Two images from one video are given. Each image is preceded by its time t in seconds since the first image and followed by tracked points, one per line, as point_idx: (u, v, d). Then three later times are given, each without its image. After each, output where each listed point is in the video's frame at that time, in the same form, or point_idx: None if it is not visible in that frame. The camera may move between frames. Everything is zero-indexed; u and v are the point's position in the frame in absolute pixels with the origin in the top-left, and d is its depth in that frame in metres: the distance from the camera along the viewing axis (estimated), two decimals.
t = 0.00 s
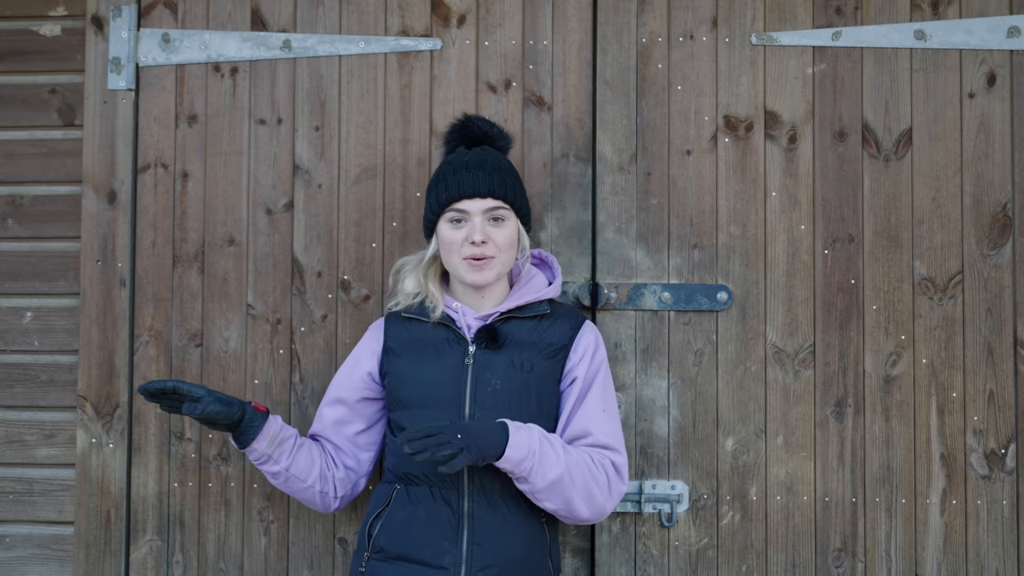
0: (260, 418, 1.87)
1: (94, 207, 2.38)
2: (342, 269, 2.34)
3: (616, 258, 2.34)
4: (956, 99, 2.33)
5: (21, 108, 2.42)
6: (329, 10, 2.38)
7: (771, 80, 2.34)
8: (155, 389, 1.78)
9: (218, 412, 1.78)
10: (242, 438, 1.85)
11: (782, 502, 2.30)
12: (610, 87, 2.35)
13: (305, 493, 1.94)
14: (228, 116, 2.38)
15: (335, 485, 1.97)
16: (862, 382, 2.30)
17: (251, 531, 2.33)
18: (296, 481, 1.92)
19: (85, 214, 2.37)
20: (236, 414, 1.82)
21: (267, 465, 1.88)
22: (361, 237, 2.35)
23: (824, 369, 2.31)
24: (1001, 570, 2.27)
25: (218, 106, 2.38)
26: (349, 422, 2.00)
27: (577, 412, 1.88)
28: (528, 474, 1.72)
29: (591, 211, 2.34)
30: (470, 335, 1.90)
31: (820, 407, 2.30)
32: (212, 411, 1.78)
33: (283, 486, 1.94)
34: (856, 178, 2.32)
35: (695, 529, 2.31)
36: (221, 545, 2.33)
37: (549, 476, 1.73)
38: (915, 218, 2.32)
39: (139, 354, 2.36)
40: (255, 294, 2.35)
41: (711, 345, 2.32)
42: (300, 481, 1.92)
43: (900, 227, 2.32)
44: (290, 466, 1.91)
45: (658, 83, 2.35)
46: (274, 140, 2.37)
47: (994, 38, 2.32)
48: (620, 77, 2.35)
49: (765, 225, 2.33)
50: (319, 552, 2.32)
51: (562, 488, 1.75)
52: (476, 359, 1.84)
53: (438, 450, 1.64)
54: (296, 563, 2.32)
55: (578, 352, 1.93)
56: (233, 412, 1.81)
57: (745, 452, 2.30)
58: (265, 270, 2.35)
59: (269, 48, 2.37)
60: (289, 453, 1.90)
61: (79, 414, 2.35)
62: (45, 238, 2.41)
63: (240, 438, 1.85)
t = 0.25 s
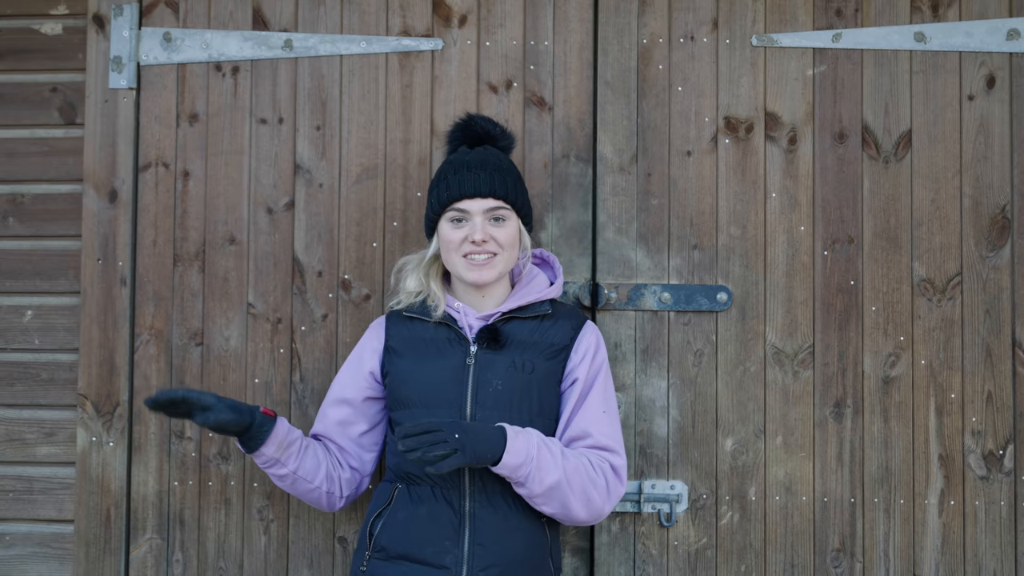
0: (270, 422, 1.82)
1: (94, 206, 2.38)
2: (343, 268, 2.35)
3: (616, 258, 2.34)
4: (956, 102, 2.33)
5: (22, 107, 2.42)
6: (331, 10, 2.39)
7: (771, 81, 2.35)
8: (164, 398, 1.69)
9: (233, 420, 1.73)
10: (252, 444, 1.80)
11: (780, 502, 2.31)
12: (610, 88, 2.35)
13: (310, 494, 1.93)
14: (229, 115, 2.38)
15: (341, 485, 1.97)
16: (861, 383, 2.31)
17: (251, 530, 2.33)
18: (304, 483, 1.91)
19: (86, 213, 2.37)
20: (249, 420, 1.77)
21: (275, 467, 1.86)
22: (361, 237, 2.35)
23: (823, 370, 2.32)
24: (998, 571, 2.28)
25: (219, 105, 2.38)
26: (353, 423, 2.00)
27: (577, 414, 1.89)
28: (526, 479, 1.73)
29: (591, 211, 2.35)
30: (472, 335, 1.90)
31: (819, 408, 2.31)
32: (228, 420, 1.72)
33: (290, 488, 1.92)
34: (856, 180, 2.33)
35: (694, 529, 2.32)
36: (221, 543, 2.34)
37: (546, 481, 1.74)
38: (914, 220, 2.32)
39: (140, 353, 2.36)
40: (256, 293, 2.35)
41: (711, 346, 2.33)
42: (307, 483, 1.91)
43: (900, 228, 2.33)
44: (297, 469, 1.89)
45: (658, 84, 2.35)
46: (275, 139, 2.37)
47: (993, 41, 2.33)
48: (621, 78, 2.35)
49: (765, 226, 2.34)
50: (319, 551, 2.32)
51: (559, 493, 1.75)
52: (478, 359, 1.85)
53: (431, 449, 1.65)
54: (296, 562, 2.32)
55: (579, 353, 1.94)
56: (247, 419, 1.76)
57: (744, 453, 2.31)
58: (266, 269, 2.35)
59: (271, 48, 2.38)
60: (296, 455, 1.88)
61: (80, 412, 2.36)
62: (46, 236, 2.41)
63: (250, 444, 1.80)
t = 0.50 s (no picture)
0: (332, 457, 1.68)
1: (91, 207, 2.38)
2: (339, 270, 2.35)
3: (612, 260, 2.35)
4: (950, 105, 2.34)
5: (18, 108, 2.42)
6: (328, 12, 2.39)
7: (767, 84, 2.36)
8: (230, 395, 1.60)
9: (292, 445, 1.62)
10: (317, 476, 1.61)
11: (775, 504, 2.31)
12: (607, 91, 2.36)
13: (344, 500, 1.88)
14: (226, 117, 2.38)
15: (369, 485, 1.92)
16: (856, 386, 2.32)
17: (247, 531, 2.33)
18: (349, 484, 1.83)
19: (82, 214, 2.37)
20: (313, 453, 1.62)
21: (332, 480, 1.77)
22: (358, 238, 2.35)
23: (818, 372, 2.32)
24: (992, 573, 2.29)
25: (216, 107, 2.39)
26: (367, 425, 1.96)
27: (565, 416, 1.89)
28: (500, 485, 1.73)
29: (587, 214, 2.35)
30: (466, 337, 1.91)
31: (814, 410, 2.32)
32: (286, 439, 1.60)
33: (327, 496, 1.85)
34: (851, 183, 2.34)
35: (690, 531, 2.32)
36: (216, 545, 2.34)
37: (521, 488, 1.73)
38: (909, 223, 2.33)
39: (136, 354, 2.36)
40: (252, 295, 2.35)
41: (707, 348, 2.34)
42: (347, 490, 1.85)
43: (894, 232, 2.33)
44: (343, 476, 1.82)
45: (655, 87, 2.36)
46: (271, 141, 2.37)
47: (988, 45, 2.34)
48: (617, 81, 2.36)
49: (760, 229, 2.34)
50: (315, 552, 2.32)
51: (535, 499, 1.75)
52: (472, 360, 1.85)
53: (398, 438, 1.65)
54: (291, 564, 2.32)
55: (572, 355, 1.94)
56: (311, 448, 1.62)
57: (739, 454, 2.32)
58: (262, 271, 2.36)
59: (268, 49, 2.38)
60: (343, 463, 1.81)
61: (75, 413, 2.35)
62: (42, 237, 2.40)
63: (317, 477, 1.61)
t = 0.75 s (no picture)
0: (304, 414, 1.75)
1: (87, 206, 2.37)
2: (336, 269, 2.35)
3: (609, 261, 2.35)
4: (947, 107, 2.35)
5: (15, 106, 2.41)
6: (325, 12, 2.39)
7: (764, 85, 2.36)
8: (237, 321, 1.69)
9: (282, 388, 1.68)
10: (278, 425, 1.69)
11: (772, 504, 2.32)
12: (604, 91, 2.36)
13: (322, 490, 1.87)
14: (223, 116, 2.38)
15: (346, 482, 1.93)
16: (852, 386, 2.32)
17: (243, 531, 2.33)
18: (319, 478, 1.85)
19: (79, 212, 2.37)
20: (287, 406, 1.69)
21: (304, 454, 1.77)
22: (355, 238, 2.35)
23: (814, 373, 2.33)
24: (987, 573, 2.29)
25: (213, 106, 2.38)
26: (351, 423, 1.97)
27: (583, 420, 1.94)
28: (586, 471, 1.75)
29: (584, 214, 2.35)
30: (462, 337, 1.90)
31: (810, 410, 2.32)
32: (274, 380, 1.67)
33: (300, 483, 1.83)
34: (848, 184, 2.34)
35: (686, 531, 2.32)
36: (213, 544, 2.33)
37: (586, 484, 1.77)
38: (905, 224, 2.34)
39: (132, 353, 2.36)
40: (249, 294, 2.35)
41: (703, 348, 2.34)
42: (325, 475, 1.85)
43: (891, 232, 2.34)
44: (318, 458, 1.82)
45: (652, 87, 2.36)
46: (268, 140, 2.37)
47: (985, 46, 2.34)
48: (614, 81, 2.36)
49: (757, 229, 2.35)
50: (312, 551, 2.32)
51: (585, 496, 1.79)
52: (468, 361, 1.85)
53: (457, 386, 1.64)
54: (287, 563, 2.32)
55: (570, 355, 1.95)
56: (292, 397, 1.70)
57: (736, 454, 2.32)
58: (259, 270, 2.35)
59: (265, 49, 2.38)
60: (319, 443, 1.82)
61: (71, 413, 2.35)
62: (38, 236, 2.40)
63: (278, 425, 1.69)
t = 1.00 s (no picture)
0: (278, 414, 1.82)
1: (82, 204, 2.36)
2: (332, 268, 2.34)
3: (606, 259, 2.35)
4: (943, 105, 2.35)
5: (9, 105, 2.40)
6: (321, 10, 2.38)
7: (760, 84, 2.36)
8: (226, 327, 1.75)
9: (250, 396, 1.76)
10: (245, 428, 1.77)
11: (768, 503, 2.32)
12: (601, 89, 2.35)
13: (303, 491, 1.91)
14: (218, 114, 2.37)
15: (331, 483, 1.95)
16: (849, 385, 2.32)
17: (239, 530, 2.33)
18: (298, 479, 1.89)
19: (74, 211, 2.36)
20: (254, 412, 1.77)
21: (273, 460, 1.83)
22: (351, 237, 2.34)
23: (811, 371, 2.33)
24: (983, 571, 2.29)
25: (208, 104, 2.38)
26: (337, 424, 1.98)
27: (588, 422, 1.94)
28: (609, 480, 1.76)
29: (581, 212, 2.35)
30: (457, 336, 1.90)
31: (807, 409, 2.32)
32: (245, 387, 1.74)
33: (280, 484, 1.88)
34: (844, 183, 2.34)
35: (683, 529, 2.32)
36: (209, 543, 2.33)
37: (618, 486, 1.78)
38: (901, 223, 2.34)
39: (128, 352, 2.35)
40: (245, 293, 2.35)
41: (700, 346, 2.34)
42: (301, 476, 1.89)
43: (887, 231, 2.34)
44: (294, 462, 1.86)
45: (648, 86, 2.36)
46: (264, 139, 2.36)
47: (981, 45, 2.34)
48: (611, 80, 2.36)
49: (753, 228, 2.34)
50: (308, 551, 2.32)
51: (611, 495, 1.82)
52: (463, 360, 1.84)
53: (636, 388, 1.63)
54: (283, 563, 2.32)
55: (565, 355, 1.97)
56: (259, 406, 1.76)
57: (732, 453, 2.32)
58: (254, 269, 2.35)
59: (260, 47, 2.37)
60: (294, 447, 1.86)
61: (66, 412, 2.34)
62: (33, 235, 2.39)
63: (245, 427, 1.77)
